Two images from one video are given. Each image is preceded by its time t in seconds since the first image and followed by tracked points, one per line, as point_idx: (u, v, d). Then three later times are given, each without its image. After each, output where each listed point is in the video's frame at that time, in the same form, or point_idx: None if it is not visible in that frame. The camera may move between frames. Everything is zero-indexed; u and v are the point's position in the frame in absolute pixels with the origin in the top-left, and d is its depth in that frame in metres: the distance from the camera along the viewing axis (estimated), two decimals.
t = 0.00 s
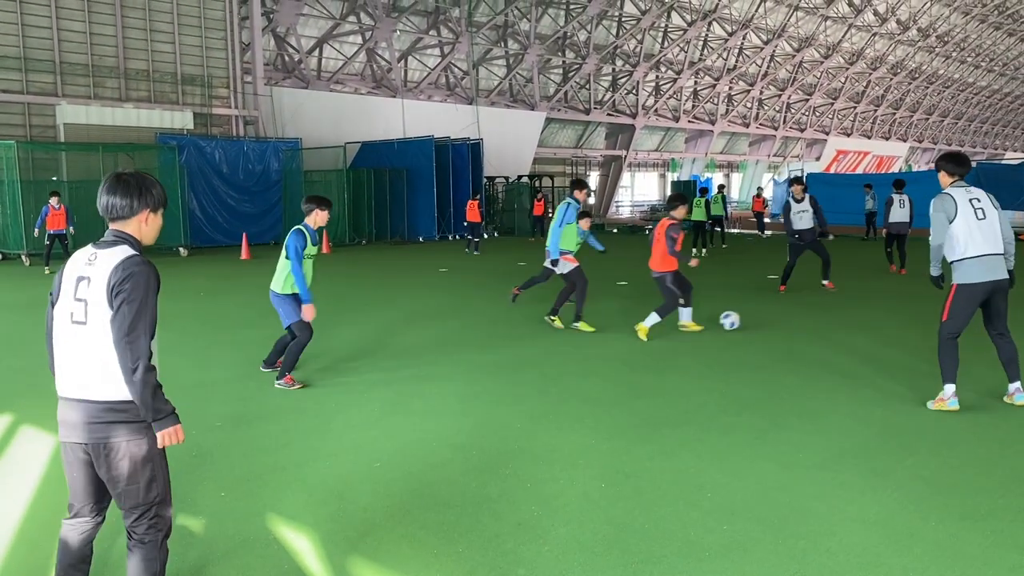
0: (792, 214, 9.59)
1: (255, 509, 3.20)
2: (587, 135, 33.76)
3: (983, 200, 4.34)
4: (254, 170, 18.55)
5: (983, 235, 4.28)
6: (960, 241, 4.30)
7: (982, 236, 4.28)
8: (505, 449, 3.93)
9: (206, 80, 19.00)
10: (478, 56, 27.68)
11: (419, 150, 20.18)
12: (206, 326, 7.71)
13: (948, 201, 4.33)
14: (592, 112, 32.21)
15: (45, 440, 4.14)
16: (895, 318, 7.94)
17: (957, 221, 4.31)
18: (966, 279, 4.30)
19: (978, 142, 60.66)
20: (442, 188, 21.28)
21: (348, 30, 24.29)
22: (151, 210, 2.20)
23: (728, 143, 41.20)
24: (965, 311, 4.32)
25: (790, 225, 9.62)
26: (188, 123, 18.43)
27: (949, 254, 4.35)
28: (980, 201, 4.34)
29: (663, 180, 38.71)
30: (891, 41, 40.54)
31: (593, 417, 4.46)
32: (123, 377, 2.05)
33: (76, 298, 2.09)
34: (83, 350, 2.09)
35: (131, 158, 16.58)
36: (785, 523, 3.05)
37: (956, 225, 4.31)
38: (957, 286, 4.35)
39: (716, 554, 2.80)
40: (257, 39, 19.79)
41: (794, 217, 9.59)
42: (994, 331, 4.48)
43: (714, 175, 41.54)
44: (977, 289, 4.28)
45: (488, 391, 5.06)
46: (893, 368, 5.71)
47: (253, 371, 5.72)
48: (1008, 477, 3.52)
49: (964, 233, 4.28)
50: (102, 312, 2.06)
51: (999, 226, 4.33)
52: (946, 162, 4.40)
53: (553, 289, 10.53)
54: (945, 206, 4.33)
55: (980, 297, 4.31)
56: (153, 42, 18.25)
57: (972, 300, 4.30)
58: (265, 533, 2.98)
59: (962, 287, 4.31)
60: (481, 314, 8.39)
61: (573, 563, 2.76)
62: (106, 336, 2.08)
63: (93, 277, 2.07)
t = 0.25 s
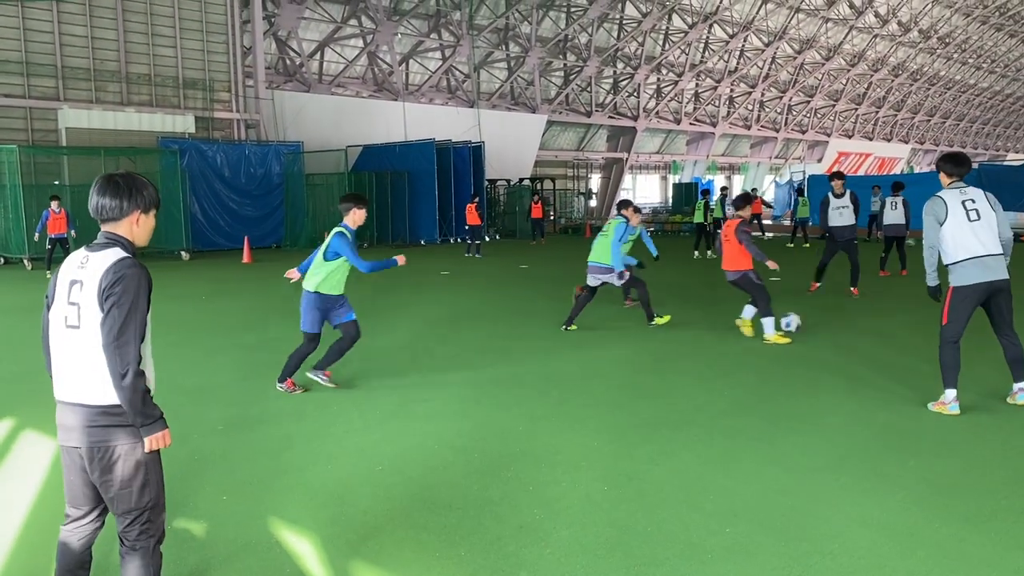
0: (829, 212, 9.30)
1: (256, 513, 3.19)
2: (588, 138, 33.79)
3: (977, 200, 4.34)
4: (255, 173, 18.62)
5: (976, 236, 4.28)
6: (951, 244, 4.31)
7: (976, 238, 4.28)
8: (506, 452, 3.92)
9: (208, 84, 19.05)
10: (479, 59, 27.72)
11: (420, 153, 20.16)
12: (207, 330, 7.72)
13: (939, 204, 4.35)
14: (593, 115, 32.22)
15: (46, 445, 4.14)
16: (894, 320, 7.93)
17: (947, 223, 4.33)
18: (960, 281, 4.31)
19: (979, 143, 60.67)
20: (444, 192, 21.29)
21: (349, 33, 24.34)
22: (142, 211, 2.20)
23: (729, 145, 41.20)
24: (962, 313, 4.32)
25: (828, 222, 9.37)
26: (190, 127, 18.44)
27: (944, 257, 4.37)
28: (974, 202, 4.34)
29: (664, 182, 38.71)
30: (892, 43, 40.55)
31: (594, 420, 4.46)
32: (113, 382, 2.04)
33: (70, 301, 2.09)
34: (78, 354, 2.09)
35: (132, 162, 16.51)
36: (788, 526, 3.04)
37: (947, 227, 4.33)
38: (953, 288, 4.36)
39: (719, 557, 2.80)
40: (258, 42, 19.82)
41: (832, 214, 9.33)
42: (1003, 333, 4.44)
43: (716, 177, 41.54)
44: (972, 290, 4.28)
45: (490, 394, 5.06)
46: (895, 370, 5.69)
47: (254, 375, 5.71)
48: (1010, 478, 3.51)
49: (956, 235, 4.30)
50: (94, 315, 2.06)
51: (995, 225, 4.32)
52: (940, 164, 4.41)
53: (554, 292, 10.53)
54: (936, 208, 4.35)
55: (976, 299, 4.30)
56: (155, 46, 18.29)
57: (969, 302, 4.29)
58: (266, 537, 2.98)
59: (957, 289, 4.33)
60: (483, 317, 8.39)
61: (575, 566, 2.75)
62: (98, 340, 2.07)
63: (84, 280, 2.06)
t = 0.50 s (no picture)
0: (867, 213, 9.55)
1: (258, 516, 3.19)
2: (590, 141, 33.78)
3: (990, 204, 4.33)
4: (257, 177, 18.69)
5: (986, 240, 4.26)
6: (961, 246, 4.31)
7: (987, 240, 4.26)
8: (508, 455, 3.92)
9: (210, 88, 19.10)
10: (481, 63, 27.75)
11: (422, 156, 20.17)
12: (210, 334, 7.72)
13: (950, 206, 4.36)
14: (595, 118, 32.23)
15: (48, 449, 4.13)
16: (899, 322, 7.90)
17: (957, 225, 4.33)
18: (969, 285, 4.30)
19: (982, 145, 60.65)
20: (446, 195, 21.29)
21: (351, 37, 24.39)
22: (139, 217, 2.19)
23: (731, 147, 41.22)
24: (971, 316, 4.31)
25: (865, 226, 9.62)
26: (193, 131, 18.57)
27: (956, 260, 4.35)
28: (987, 205, 4.33)
29: (666, 185, 38.74)
30: (893, 45, 40.56)
31: (597, 423, 4.45)
32: (116, 388, 2.04)
33: (68, 306, 2.09)
34: (72, 355, 2.08)
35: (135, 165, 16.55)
36: (791, 529, 3.04)
37: (957, 229, 4.33)
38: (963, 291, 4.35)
39: (722, 560, 2.79)
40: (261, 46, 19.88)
41: (867, 217, 9.58)
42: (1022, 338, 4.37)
43: (718, 179, 41.55)
44: (982, 294, 4.27)
45: (492, 397, 5.05)
46: (898, 372, 5.68)
47: (257, 378, 5.71)
48: (1014, 481, 3.50)
49: (966, 237, 4.30)
50: (92, 321, 2.05)
51: (1008, 229, 4.30)
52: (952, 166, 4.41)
53: (556, 294, 10.54)
54: (946, 210, 4.35)
55: (985, 302, 4.28)
56: (157, 51, 18.35)
57: (979, 305, 4.28)
58: (269, 541, 2.98)
59: (966, 292, 4.32)
60: (486, 320, 8.39)
61: (577, 569, 2.75)
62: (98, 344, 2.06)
63: (83, 286, 2.06)
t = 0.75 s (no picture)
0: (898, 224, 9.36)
1: (260, 519, 3.19)
2: (593, 143, 33.77)
3: (1017, 208, 4.31)
4: (260, 180, 18.71)
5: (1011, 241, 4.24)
6: (986, 247, 4.29)
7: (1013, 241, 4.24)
8: (510, 457, 3.92)
9: (213, 90, 19.18)
10: (483, 65, 27.79)
11: (425, 158, 20.19)
12: (213, 336, 7.72)
13: (978, 205, 4.34)
14: (597, 120, 32.24)
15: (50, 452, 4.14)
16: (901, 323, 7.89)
17: (984, 225, 4.31)
18: (992, 287, 4.28)
19: (984, 147, 60.62)
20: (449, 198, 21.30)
21: (353, 40, 24.41)
22: (120, 243, 2.20)
23: (733, 149, 41.20)
24: (990, 318, 4.30)
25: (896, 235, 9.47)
26: (195, 133, 18.49)
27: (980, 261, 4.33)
28: (1013, 209, 4.31)
29: (668, 187, 38.73)
30: (895, 47, 40.57)
31: (600, 425, 4.45)
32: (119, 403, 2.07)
33: (53, 329, 2.10)
34: (55, 374, 2.10)
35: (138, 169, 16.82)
36: (793, 531, 3.04)
37: (984, 229, 4.31)
38: (984, 292, 4.33)
39: (725, 562, 2.79)
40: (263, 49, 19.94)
41: (895, 228, 9.41)
42: None
43: (721, 181, 41.51)
44: (1005, 296, 4.25)
45: (494, 400, 5.05)
46: (901, 374, 5.67)
47: (258, 381, 5.71)
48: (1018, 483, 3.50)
49: (992, 238, 4.27)
50: (84, 341, 2.07)
51: None
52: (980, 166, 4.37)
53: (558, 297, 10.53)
54: (973, 211, 4.32)
55: (1007, 303, 4.27)
56: (160, 54, 18.40)
57: (1001, 307, 4.27)
58: (271, 543, 2.98)
59: (988, 294, 4.30)
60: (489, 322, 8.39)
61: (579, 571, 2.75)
62: (90, 359, 2.09)
63: (70, 307, 2.08)
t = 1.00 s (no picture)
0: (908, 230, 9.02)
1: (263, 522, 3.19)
2: (596, 145, 33.73)
3: None
4: (263, 182, 18.72)
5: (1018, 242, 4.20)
6: (994, 246, 4.26)
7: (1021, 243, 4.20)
8: (514, 460, 3.90)
9: (216, 93, 19.23)
10: (487, 68, 27.80)
11: (428, 161, 20.20)
12: (217, 338, 7.73)
13: (986, 204, 4.31)
14: (600, 122, 32.22)
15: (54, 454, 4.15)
16: (909, 327, 7.85)
17: (992, 223, 4.28)
18: (995, 286, 4.28)
19: (989, 149, 60.49)
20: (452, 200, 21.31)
21: (356, 42, 24.43)
22: (32, 261, 2.24)
23: (737, 151, 41.15)
24: (995, 319, 4.29)
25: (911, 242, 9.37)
26: (199, 137, 18.66)
27: (988, 259, 4.31)
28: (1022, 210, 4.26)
29: (672, 189, 38.72)
30: (900, 49, 40.49)
31: (604, 428, 4.44)
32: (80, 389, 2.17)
33: None
34: (19, 387, 2.10)
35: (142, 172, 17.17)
36: (798, 534, 3.02)
37: (992, 227, 4.28)
38: (989, 291, 4.32)
39: (728, 567, 2.78)
40: (267, 52, 19.96)
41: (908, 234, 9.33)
42: None
43: (724, 184, 41.48)
44: (1008, 296, 4.25)
45: (498, 402, 5.05)
46: (906, 377, 5.65)
47: (261, 384, 5.71)
48: None
49: (997, 237, 4.25)
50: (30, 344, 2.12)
51: None
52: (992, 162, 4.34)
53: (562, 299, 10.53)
54: (981, 208, 4.32)
55: (1011, 305, 4.26)
56: (164, 57, 18.44)
57: (1003, 307, 4.27)
58: (274, 545, 2.97)
59: (992, 293, 4.29)
60: (493, 325, 8.38)
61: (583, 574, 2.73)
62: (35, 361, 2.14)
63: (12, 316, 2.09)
